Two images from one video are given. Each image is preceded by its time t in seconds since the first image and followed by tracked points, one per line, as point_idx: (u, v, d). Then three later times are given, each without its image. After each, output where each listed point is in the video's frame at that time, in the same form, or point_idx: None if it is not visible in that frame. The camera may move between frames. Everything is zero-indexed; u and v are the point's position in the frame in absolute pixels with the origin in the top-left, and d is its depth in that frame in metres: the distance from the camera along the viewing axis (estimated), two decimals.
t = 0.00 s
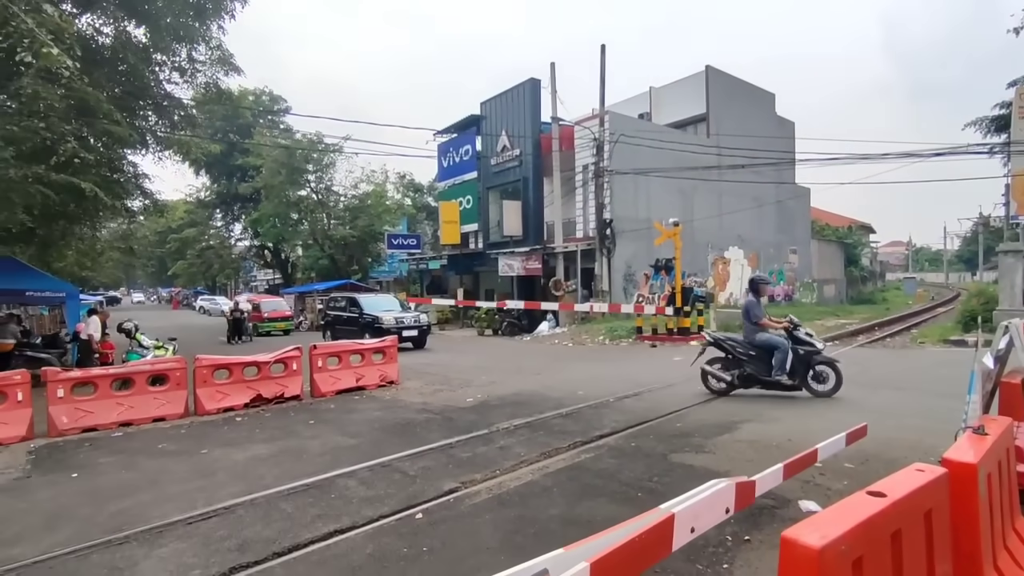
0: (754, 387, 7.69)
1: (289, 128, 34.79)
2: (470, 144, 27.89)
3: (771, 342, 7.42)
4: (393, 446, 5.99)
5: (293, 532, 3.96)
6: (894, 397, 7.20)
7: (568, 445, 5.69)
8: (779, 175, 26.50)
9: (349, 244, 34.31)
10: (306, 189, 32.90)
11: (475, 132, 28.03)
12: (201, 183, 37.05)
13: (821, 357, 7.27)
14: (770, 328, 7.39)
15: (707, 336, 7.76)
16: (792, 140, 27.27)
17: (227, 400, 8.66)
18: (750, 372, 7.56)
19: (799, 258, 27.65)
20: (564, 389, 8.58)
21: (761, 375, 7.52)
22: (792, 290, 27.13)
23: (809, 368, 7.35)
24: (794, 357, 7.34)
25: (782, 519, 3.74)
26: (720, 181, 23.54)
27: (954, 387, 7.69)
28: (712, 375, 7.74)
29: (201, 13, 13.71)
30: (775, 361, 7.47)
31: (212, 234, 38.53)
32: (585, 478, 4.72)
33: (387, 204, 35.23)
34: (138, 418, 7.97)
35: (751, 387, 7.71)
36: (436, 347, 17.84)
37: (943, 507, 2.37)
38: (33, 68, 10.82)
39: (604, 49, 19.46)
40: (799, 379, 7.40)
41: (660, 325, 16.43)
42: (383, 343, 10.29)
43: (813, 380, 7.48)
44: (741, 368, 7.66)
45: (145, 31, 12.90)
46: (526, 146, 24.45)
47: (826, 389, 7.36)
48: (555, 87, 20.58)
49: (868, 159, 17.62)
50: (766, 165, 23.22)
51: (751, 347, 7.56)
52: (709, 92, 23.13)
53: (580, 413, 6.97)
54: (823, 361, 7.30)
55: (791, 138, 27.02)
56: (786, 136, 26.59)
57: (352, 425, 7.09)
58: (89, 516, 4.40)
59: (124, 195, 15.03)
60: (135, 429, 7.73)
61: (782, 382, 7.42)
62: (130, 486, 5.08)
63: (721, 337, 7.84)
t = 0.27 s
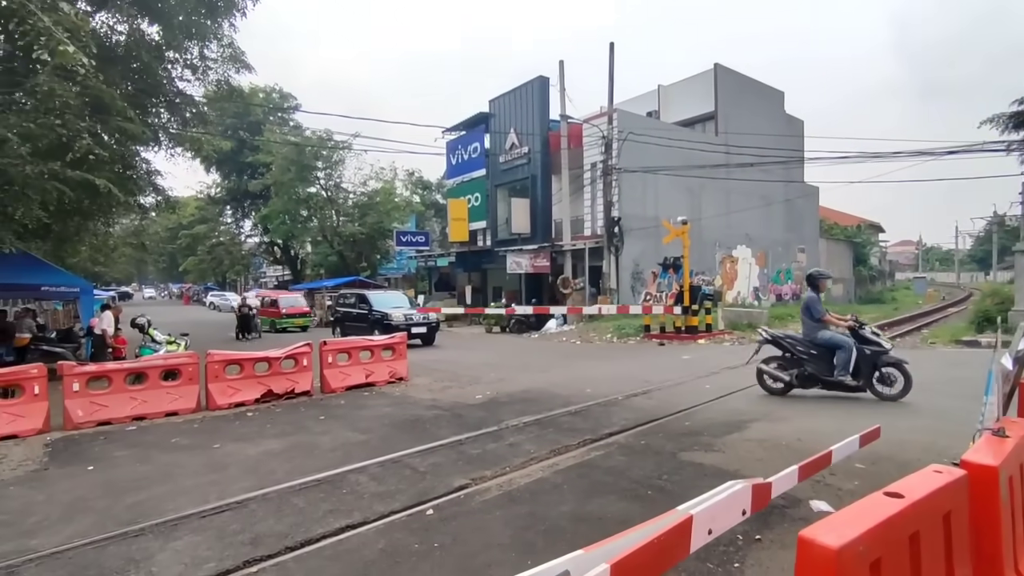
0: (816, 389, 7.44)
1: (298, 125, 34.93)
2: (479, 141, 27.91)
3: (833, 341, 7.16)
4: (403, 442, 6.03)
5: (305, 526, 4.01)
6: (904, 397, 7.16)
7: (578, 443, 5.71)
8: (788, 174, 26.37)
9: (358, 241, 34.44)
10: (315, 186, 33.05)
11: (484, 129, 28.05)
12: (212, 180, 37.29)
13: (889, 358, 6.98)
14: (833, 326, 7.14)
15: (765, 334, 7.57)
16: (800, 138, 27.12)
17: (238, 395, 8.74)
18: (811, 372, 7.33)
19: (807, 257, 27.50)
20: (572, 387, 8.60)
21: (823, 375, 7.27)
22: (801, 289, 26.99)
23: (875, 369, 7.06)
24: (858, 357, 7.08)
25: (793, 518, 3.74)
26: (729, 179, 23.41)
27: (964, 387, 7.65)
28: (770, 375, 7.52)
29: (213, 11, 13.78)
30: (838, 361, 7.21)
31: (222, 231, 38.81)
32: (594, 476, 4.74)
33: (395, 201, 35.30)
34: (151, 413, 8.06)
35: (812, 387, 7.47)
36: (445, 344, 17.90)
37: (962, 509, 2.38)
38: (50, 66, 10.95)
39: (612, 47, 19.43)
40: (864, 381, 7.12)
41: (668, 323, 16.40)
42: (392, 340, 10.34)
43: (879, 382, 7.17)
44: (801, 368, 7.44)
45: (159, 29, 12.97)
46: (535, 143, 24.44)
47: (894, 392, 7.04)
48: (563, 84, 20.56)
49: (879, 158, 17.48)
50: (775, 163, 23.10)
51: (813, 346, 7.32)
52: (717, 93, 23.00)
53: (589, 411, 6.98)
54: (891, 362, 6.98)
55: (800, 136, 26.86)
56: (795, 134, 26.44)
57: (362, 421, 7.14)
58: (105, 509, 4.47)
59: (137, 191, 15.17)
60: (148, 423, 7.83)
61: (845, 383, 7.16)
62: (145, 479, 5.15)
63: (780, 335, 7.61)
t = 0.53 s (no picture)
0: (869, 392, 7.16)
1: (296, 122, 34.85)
2: (478, 139, 27.86)
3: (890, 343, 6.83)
4: (406, 439, 6.03)
5: (311, 522, 4.01)
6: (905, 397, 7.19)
7: (581, 441, 5.72)
8: (787, 174, 26.42)
9: (355, 238, 34.40)
10: (313, 183, 32.98)
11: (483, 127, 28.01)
12: (210, 176, 37.18)
13: (950, 362, 6.60)
14: (890, 328, 6.80)
15: (816, 334, 7.35)
16: (800, 138, 27.16)
17: (239, 392, 8.73)
18: (865, 374, 7.05)
19: (806, 257, 27.57)
20: (574, 385, 8.60)
21: (877, 378, 6.98)
22: (799, 289, 27.05)
23: (934, 374, 6.70)
24: (916, 360, 6.73)
25: (798, 516, 3.76)
26: (728, 179, 23.45)
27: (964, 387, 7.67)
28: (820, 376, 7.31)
29: (213, 7, 13.76)
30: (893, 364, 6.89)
31: (220, 227, 38.72)
32: (599, 474, 4.75)
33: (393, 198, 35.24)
34: (152, 409, 8.05)
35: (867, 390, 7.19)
36: (444, 342, 17.90)
37: (972, 508, 2.39)
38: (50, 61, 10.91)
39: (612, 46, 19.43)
40: (922, 386, 6.77)
41: (667, 322, 16.43)
42: (393, 337, 10.33)
43: (938, 388, 6.81)
44: (853, 370, 7.16)
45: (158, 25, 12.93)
46: (534, 142, 24.43)
47: (954, 399, 6.66)
48: (563, 83, 20.56)
49: (878, 158, 17.50)
50: (774, 163, 23.13)
51: (867, 348, 7.01)
52: (717, 94, 23.00)
53: (591, 409, 6.99)
54: (953, 368, 6.60)
55: (799, 136, 26.90)
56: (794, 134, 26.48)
57: (363, 418, 7.14)
58: (109, 505, 4.46)
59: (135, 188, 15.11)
60: (149, 420, 7.81)
61: (901, 387, 6.83)
62: (148, 476, 5.14)
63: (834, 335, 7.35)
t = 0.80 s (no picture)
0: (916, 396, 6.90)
1: (285, 119, 34.58)
2: (469, 138, 27.79)
3: (939, 347, 6.50)
4: (403, 439, 6.01)
5: (312, 522, 3.99)
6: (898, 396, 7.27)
7: (578, 440, 5.73)
8: (778, 174, 26.62)
9: (345, 237, 34.22)
10: (303, 180, 32.73)
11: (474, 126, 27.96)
12: (197, 174, 36.79)
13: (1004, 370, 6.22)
14: (940, 331, 6.46)
15: (860, 335, 7.13)
16: (790, 139, 27.35)
17: (231, 391, 8.65)
18: (910, 378, 6.79)
19: (796, 257, 27.80)
20: (569, 385, 8.61)
21: (923, 382, 6.70)
22: (790, 289, 27.29)
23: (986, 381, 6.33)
24: (966, 366, 6.40)
25: (798, 514, 3.79)
26: (719, 180, 23.58)
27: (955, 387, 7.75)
28: (861, 377, 7.11)
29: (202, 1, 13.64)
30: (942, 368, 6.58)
31: (207, 225, 38.33)
32: (598, 473, 4.77)
33: (384, 197, 35.07)
34: (142, 409, 7.94)
35: (914, 395, 6.94)
36: (435, 342, 17.85)
37: (973, 502, 2.42)
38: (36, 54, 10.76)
39: (605, 46, 19.49)
40: (971, 393, 6.43)
41: (660, 322, 16.51)
42: (387, 337, 10.29)
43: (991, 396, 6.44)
44: (898, 373, 6.90)
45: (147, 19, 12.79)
46: (526, 141, 24.44)
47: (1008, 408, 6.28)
48: (556, 82, 20.58)
49: (868, 159, 17.68)
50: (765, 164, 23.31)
51: (914, 351, 6.71)
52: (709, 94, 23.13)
53: (587, 408, 7.00)
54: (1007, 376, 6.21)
55: (790, 137, 27.09)
56: (785, 135, 26.67)
57: (359, 418, 7.11)
58: (105, 506, 4.41)
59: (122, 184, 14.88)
60: (140, 419, 7.71)
61: (948, 393, 6.53)
62: (143, 476, 5.09)
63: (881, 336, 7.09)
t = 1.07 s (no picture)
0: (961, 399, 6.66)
1: (274, 116, 34.32)
2: (460, 136, 27.73)
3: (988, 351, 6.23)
4: (402, 436, 6.01)
5: (316, 520, 3.98)
6: (890, 395, 7.38)
7: (577, 437, 5.75)
8: (768, 175, 26.84)
9: (335, 234, 34.03)
10: (291, 177, 32.49)
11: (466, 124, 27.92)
12: (184, 170, 36.39)
13: None
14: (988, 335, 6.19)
15: (905, 335, 6.91)
16: (780, 140, 27.57)
17: (224, 389, 8.58)
18: (955, 381, 6.55)
19: (785, 258, 28.06)
20: (565, 383, 8.64)
21: (969, 386, 6.46)
22: (779, 290, 27.52)
23: None
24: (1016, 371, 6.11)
25: (799, 510, 3.84)
26: (710, 180, 23.74)
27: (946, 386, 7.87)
28: (904, 379, 6.90)
29: None
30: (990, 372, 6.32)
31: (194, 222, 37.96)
32: (599, 470, 4.79)
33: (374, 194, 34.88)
34: (134, 407, 7.85)
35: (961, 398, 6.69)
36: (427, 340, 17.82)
37: (976, 494, 2.47)
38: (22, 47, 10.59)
39: (598, 46, 19.55)
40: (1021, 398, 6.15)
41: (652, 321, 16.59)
42: (381, 335, 10.25)
43: None
44: (943, 376, 6.66)
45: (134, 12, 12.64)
46: (518, 140, 24.44)
47: None
48: (549, 81, 20.62)
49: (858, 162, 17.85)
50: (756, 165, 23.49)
51: (961, 354, 6.45)
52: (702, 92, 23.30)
53: (585, 406, 7.03)
54: None
55: (780, 138, 27.32)
56: (775, 136, 26.88)
57: (356, 416, 7.09)
58: (103, 503, 4.37)
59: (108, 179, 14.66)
60: (131, 418, 7.63)
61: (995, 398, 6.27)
62: (140, 474, 5.04)
63: (927, 339, 6.87)
